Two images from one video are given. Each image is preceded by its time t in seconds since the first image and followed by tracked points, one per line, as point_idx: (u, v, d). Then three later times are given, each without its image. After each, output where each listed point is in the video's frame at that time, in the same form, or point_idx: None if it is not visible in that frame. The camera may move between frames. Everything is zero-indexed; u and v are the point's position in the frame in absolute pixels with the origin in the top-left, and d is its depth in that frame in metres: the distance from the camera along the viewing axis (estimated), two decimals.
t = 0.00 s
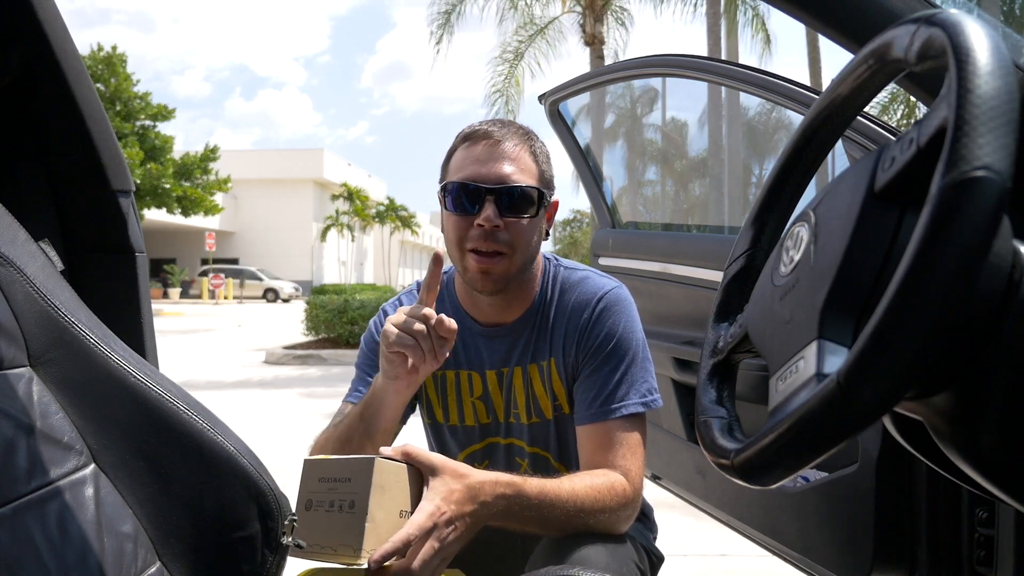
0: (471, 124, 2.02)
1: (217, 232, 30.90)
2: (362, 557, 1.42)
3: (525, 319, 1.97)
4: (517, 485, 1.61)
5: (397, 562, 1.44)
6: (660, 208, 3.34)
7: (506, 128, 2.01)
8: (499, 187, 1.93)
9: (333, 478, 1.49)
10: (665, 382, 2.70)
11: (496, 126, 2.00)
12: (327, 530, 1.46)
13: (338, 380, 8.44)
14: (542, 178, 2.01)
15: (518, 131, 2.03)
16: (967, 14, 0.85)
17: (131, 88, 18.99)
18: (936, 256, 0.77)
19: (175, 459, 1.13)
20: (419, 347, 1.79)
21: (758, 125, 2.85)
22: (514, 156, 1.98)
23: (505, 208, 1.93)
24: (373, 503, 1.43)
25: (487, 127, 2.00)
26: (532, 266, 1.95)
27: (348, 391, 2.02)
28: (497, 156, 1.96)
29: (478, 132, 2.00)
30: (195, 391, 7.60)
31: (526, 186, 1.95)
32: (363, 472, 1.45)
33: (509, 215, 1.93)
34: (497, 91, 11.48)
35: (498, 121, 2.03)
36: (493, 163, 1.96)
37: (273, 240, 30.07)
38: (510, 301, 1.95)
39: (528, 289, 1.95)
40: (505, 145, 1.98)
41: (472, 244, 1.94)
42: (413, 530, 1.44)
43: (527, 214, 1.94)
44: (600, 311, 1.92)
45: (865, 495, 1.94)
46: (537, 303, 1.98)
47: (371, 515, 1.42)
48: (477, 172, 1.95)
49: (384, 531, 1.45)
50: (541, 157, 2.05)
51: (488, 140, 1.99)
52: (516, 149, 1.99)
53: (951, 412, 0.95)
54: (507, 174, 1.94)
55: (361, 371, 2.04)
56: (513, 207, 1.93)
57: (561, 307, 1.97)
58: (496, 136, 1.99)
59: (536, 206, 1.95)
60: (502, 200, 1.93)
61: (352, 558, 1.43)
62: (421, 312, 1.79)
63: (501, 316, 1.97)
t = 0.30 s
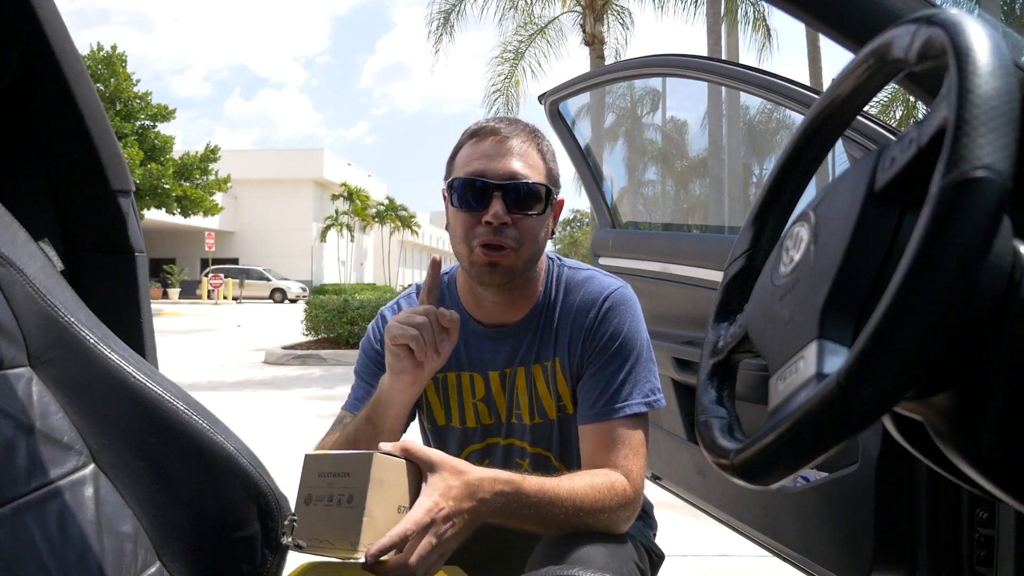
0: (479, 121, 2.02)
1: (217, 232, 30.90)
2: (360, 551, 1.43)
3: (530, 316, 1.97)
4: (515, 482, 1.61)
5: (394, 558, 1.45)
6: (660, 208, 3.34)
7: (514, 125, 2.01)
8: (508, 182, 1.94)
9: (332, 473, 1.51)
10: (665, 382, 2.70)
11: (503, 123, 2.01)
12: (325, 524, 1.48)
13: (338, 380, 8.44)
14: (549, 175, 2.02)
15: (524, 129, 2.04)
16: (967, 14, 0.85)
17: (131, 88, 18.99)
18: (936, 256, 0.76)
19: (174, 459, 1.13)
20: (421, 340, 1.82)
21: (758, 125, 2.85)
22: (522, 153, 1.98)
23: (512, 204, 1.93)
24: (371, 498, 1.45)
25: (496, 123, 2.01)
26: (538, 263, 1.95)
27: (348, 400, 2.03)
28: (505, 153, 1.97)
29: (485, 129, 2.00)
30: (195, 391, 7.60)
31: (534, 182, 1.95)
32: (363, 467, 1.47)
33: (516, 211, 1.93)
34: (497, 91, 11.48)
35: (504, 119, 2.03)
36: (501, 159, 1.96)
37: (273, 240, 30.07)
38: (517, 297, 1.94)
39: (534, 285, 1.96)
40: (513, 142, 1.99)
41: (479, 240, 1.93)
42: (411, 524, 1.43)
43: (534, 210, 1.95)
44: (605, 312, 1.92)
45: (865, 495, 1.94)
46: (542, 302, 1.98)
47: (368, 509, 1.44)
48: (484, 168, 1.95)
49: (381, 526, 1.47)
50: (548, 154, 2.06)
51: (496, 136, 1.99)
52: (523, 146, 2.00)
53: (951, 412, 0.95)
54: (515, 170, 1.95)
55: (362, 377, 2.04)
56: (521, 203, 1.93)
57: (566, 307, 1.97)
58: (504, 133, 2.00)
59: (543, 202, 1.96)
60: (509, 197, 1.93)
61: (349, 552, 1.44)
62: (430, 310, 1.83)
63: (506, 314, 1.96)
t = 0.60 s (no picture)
0: (484, 121, 2.02)
1: (217, 232, 30.90)
2: (359, 549, 1.41)
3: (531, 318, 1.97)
4: (516, 482, 1.61)
5: (393, 556, 1.45)
6: (660, 208, 3.34)
7: (518, 126, 2.01)
8: (511, 185, 1.93)
9: (333, 470, 1.50)
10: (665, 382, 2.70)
11: (507, 124, 2.00)
12: (324, 522, 1.47)
13: (338, 380, 8.44)
14: (552, 178, 2.02)
15: (528, 130, 2.03)
16: (967, 13, 0.85)
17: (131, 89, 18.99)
18: (936, 256, 0.77)
19: (174, 459, 1.13)
20: (427, 347, 1.81)
21: (758, 125, 2.85)
22: (525, 155, 1.98)
23: (515, 207, 1.93)
24: (371, 496, 1.43)
25: (500, 124, 2.00)
26: (539, 266, 1.95)
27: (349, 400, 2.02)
28: (509, 155, 1.96)
29: (488, 130, 2.00)
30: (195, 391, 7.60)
31: (537, 185, 1.95)
32: (363, 464, 1.45)
33: (519, 214, 1.93)
34: (497, 91, 11.48)
35: (508, 120, 2.03)
36: (504, 162, 1.95)
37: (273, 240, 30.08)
38: (518, 300, 1.95)
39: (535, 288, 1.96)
40: (516, 143, 1.98)
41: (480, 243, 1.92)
42: (412, 523, 1.43)
43: (537, 214, 1.94)
44: (607, 312, 1.92)
45: (864, 495, 1.94)
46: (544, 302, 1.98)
47: (368, 507, 1.42)
48: (488, 170, 1.95)
49: (380, 524, 1.45)
50: (552, 156, 2.06)
51: (499, 138, 1.98)
52: (526, 148, 2.00)
53: (951, 412, 0.95)
54: (519, 173, 1.94)
55: (364, 378, 2.04)
56: (523, 207, 1.93)
57: (568, 307, 1.97)
58: (507, 134, 1.99)
59: (546, 206, 1.96)
60: (511, 200, 1.93)
61: (349, 549, 1.42)
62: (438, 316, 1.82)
63: (507, 316, 1.97)
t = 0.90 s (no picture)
0: (477, 130, 1.99)
1: (217, 232, 30.90)
2: (359, 543, 1.44)
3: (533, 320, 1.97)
4: (519, 481, 1.60)
5: (394, 552, 1.45)
6: (660, 208, 3.34)
7: (512, 134, 1.97)
8: (501, 201, 1.92)
9: (337, 465, 1.52)
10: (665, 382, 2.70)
11: (498, 133, 1.96)
12: (326, 516, 1.49)
13: (338, 380, 8.44)
14: (546, 185, 1.99)
15: (521, 135, 1.99)
16: (967, 14, 0.85)
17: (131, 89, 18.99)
18: (936, 257, 0.77)
19: (174, 459, 1.13)
20: (408, 414, 1.84)
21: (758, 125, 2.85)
22: (518, 166, 1.95)
23: (504, 222, 1.91)
24: (375, 491, 1.45)
25: (493, 134, 1.97)
26: (534, 277, 1.94)
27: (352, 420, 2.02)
28: (499, 167, 1.94)
29: (479, 139, 1.97)
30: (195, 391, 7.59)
31: (526, 199, 1.93)
32: (367, 459, 1.47)
33: (508, 229, 1.91)
34: (497, 90, 11.48)
35: (501, 126, 1.98)
36: (494, 175, 1.93)
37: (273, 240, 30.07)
38: (516, 307, 1.95)
39: (532, 299, 1.95)
40: (507, 154, 1.95)
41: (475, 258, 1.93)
42: (414, 519, 1.44)
43: (528, 227, 1.92)
44: (609, 311, 1.93)
45: (864, 495, 1.94)
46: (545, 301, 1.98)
47: (371, 501, 1.45)
48: (478, 185, 1.94)
49: (383, 519, 1.47)
50: (549, 161, 2.03)
51: (490, 149, 1.95)
52: (518, 157, 1.96)
53: (951, 412, 0.95)
54: (508, 188, 1.93)
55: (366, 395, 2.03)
56: (513, 221, 1.91)
57: (569, 306, 1.97)
58: (498, 143, 1.95)
59: (540, 217, 1.93)
60: (501, 215, 1.91)
61: (351, 544, 1.45)
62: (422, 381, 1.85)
63: (505, 326, 1.98)
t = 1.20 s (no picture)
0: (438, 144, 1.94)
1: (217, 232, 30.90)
2: (362, 536, 1.42)
3: (528, 321, 1.97)
4: (524, 480, 1.60)
5: (396, 545, 1.43)
6: (660, 208, 3.35)
7: (471, 148, 1.90)
8: (457, 222, 1.88)
9: (345, 456, 1.50)
10: (665, 382, 2.70)
11: (453, 149, 1.90)
12: (331, 507, 1.46)
13: (338, 380, 8.44)
14: (508, 197, 1.91)
15: (479, 147, 1.91)
16: (967, 14, 0.85)
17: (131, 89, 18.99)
18: (937, 257, 0.76)
19: (174, 459, 1.13)
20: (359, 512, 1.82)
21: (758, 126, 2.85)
22: (474, 181, 1.89)
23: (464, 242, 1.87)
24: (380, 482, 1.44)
25: (450, 149, 1.91)
26: (507, 289, 1.91)
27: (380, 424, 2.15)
28: (456, 187, 1.89)
29: (439, 156, 1.92)
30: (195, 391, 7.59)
31: (482, 217, 1.87)
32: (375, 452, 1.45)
33: (469, 248, 1.87)
34: (497, 90, 11.48)
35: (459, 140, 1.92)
36: (451, 195, 1.89)
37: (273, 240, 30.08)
38: (501, 312, 1.95)
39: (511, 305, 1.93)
40: (462, 171, 1.89)
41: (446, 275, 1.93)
42: (417, 512, 1.43)
43: (489, 244, 1.87)
44: (605, 312, 1.92)
45: (864, 495, 1.94)
46: (540, 300, 1.98)
47: (377, 493, 1.43)
48: (438, 205, 1.90)
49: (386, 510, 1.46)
50: (513, 166, 1.94)
51: (447, 167, 1.90)
52: (475, 172, 1.89)
53: (951, 412, 0.94)
54: (463, 208, 1.88)
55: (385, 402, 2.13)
56: (471, 241, 1.87)
57: (567, 307, 1.97)
58: (454, 160, 1.89)
59: (499, 232, 1.88)
60: (459, 235, 1.87)
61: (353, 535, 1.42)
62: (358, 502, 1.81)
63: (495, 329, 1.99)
